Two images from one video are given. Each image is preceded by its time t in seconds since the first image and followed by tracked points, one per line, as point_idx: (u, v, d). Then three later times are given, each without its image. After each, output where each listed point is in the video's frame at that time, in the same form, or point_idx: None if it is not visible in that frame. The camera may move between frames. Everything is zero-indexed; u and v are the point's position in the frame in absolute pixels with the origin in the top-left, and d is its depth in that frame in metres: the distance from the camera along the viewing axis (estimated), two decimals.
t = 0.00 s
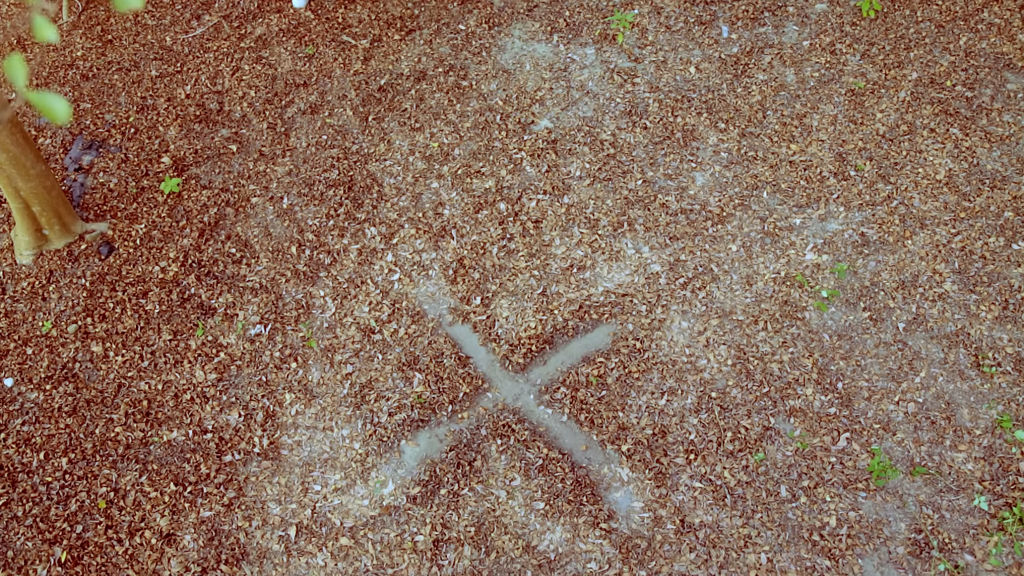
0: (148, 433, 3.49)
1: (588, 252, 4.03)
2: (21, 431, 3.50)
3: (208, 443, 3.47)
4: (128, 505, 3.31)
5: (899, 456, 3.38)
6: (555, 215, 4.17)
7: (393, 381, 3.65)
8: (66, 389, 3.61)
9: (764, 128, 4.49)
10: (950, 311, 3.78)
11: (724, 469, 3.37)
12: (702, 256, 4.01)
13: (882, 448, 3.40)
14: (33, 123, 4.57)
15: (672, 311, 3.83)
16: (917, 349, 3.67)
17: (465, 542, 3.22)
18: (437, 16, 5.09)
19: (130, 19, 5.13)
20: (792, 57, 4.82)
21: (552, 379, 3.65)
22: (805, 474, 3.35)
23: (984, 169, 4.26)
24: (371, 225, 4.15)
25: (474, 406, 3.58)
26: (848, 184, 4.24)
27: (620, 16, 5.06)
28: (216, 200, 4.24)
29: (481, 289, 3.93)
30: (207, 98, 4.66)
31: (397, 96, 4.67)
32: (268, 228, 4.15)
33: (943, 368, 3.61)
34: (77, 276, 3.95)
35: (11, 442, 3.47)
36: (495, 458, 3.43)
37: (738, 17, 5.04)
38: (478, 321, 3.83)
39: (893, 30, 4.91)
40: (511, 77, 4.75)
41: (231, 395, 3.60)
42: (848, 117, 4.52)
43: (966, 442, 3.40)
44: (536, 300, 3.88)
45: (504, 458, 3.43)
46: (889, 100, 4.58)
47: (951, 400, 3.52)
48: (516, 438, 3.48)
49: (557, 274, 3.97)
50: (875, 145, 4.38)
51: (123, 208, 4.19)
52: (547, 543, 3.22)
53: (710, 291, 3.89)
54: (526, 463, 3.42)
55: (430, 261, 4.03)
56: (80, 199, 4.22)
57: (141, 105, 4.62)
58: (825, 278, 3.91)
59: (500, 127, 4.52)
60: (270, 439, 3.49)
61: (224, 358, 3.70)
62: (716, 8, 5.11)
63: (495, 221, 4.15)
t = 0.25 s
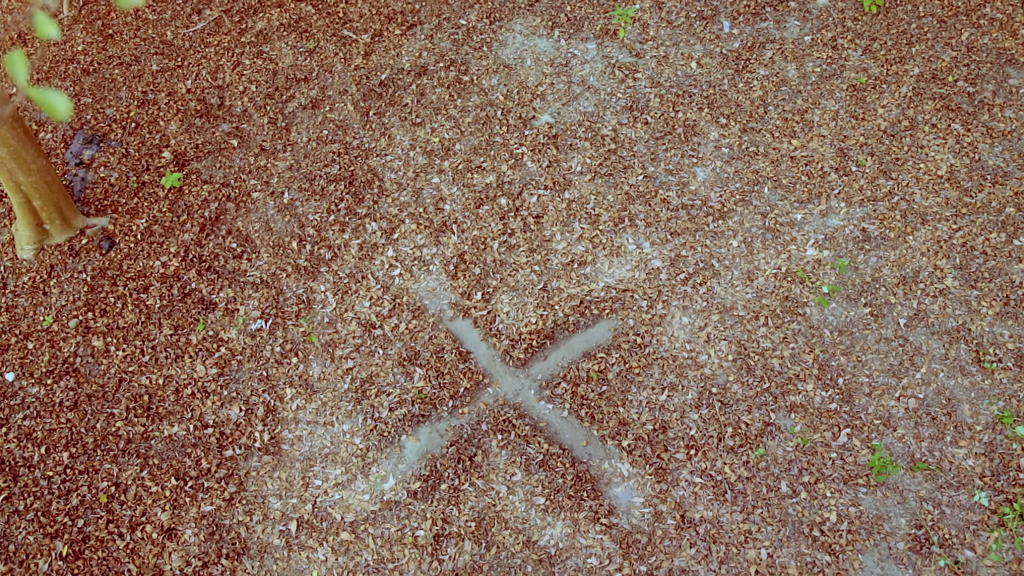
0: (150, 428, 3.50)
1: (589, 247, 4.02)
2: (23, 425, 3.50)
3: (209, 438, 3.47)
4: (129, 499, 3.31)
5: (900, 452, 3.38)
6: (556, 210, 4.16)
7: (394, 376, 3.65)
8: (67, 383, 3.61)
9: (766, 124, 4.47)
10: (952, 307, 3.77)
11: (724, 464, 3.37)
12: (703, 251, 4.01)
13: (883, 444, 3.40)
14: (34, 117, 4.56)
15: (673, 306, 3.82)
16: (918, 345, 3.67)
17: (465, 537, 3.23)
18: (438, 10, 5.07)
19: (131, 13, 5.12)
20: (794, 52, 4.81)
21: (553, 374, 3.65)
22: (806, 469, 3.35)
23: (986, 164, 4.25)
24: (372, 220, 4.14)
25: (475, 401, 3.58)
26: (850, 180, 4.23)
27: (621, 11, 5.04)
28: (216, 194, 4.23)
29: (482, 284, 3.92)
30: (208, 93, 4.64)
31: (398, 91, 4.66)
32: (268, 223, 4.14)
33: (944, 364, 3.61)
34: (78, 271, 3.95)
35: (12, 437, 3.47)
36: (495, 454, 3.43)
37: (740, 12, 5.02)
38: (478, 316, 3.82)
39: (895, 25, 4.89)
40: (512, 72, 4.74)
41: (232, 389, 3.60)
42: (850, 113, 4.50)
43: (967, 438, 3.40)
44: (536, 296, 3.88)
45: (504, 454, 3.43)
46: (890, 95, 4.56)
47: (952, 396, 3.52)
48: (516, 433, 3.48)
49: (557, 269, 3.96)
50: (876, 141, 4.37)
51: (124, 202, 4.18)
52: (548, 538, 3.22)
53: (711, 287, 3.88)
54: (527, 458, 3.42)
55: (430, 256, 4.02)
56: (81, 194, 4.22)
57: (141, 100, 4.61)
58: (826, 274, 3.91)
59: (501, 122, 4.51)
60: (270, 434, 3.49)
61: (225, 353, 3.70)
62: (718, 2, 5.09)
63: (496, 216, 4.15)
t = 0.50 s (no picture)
0: (151, 423, 3.50)
1: (590, 242, 4.02)
2: (24, 420, 3.50)
3: (210, 433, 3.48)
4: (131, 494, 3.32)
5: (900, 447, 3.38)
6: (557, 205, 4.15)
7: (395, 371, 3.65)
8: (68, 378, 3.61)
9: (767, 119, 4.46)
10: (953, 303, 3.77)
11: (725, 459, 3.37)
12: (705, 247, 4.00)
13: (883, 439, 3.40)
14: (35, 113, 4.55)
15: (673, 302, 3.82)
16: (919, 341, 3.66)
17: (466, 532, 3.23)
18: (438, 5, 5.06)
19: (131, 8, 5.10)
20: (796, 47, 4.79)
21: (554, 369, 3.65)
22: (807, 464, 3.35)
23: (987, 160, 4.24)
24: (373, 215, 4.14)
25: (475, 396, 3.59)
26: (851, 175, 4.22)
27: (622, 6, 5.03)
28: (217, 189, 4.23)
29: (483, 280, 3.92)
30: (209, 88, 4.64)
31: (399, 86, 4.65)
32: (269, 218, 4.14)
33: (945, 360, 3.61)
34: (79, 266, 3.95)
35: (13, 432, 3.47)
36: (496, 449, 3.44)
37: (742, 7, 5.00)
38: (479, 311, 3.82)
39: (897, 20, 4.88)
40: (513, 67, 4.73)
41: (233, 384, 3.61)
42: (851, 108, 4.49)
43: (967, 433, 3.41)
44: (537, 291, 3.88)
45: (505, 449, 3.44)
46: (892, 90, 4.55)
47: (952, 392, 3.52)
48: (517, 428, 3.49)
49: (558, 265, 3.96)
50: (878, 136, 4.36)
51: (125, 197, 4.18)
52: (548, 533, 3.22)
53: (712, 283, 3.88)
54: (527, 454, 3.42)
55: (431, 251, 4.02)
56: (82, 189, 4.21)
57: (142, 95, 4.60)
58: (827, 270, 3.90)
59: (502, 117, 4.50)
60: (271, 429, 3.50)
61: (226, 348, 3.71)
62: None
63: (497, 211, 4.14)
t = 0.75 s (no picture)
0: (152, 417, 3.51)
1: (591, 238, 4.02)
2: (26, 414, 3.51)
3: (212, 427, 3.48)
4: (133, 488, 3.33)
5: (902, 443, 3.38)
6: (559, 201, 4.15)
7: (396, 366, 3.65)
8: (70, 373, 3.62)
9: (770, 114, 4.45)
10: (955, 298, 3.76)
11: (726, 455, 3.38)
12: (706, 242, 4.00)
13: (884, 435, 3.40)
14: (36, 107, 4.55)
15: (675, 297, 3.82)
16: (921, 337, 3.66)
17: (467, 526, 3.24)
18: None
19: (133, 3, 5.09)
20: (798, 42, 4.77)
21: (555, 364, 3.65)
22: (807, 460, 3.35)
23: (990, 155, 4.22)
24: (374, 210, 4.14)
25: (477, 391, 3.59)
26: (853, 171, 4.21)
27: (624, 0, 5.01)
28: (219, 184, 4.23)
29: (484, 275, 3.92)
30: (210, 83, 4.63)
31: (401, 80, 4.64)
32: (271, 213, 4.14)
33: (946, 355, 3.60)
34: (81, 260, 3.95)
35: (16, 426, 3.48)
36: (498, 443, 3.44)
37: (744, 2, 4.99)
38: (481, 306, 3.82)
39: (900, 15, 4.86)
40: (514, 62, 4.72)
41: (234, 379, 3.61)
42: (854, 103, 4.48)
43: (969, 429, 3.40)
44: (539, 286, 3.88)
45: (506, 443, 3.44)
46: (895, 86, 4.53)
47: (954, 387, 3.51)
48: (519, 423, 3.49)
49: (560, 260, 3.96)
50: (880, 132, 4.35)
51: (126, 192, 4.18)
52: (549, 527, 3.23)
53: (713, 278, 3.87)
54: (528, 448, 3.43)
55: (433, 246, 4.02)
56: (83, 183, 4.21)
57: (143, 89, 4.59)
58: (829, 265, 3.90)
59: (503, 112, 4.49)
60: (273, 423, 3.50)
61: (228, 343, 3.71)
62: None
63: (499, 206, 4.14)
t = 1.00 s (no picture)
0: (154, 411, 3.51)
1: (593, 232, 4.01)
2: (28, 408, 3.52)
3: (214, 421, 3.49)
4: (135, 482, 3.34)
5: (903, 438, 3.38)
6: (560, 195, 4.14)
7: (397, 360, 3.66)
8: (72, 367, 3.62)
9: (772, 108, 4.44)
10: (957, 293, 3.76)
11: (727, 449, 3.38)
12: (708, 236, 3.99)
13: (885, 430, 3.40)
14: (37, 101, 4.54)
15: (676, 292, 3.81)
16: (923, 331, 3.66)
17: (468, 520, 3.25)
18: None
19: None
20: (801, 36, 4.76)
21: (556, 359, 3.66)
22: (808, 454, 3.36)
23: (993, 150, 4.21)
24: (376, 204, 4.13)
25: (478, 385, 3.59)
26: (855, 165, 4.20)
27: None
28: (220, 178, 4.22)
29: (486, 269, 3.92)
30: (211, 76, 4.62)
31: (402, 74, 4.63)
32: (272, 207, 4.14)
33: (948, 350, 3.60)
34: (82, 254, 3.95)
35: (18, 420, 3.49)
36: (499, 438, 3.45)
37: None
38: (482, 300, 3.82)
39: (903, 9, 4.84)
40: (516, 56, 4.70)
41: (236, 373, 3.62)
42: (857, 97, 4.46)
43: (970, 424, 3.40)
44: (540, 281, 3.87)
45: (508, 437, 3.45)
46: (898, 80, 4.51)
47: (955, 382, 3.51)
48: (520, 417, 3.49)
49: (561, 254, 3.95)
50: (883, 126, 4.33)
51: (128, 186, 4.18)
52: (550, 521, 3.24)
53: (715, 272, 3.87)
54: (530, 443, 3.43)
55: (434, 240, 4.01)
56: (85, 177, 4.21)
57: (145, 83, 4.59)
58: (831, 260, 3.89)
59: (505, 106, 4.48)
60: (275, 417, 3.51)
61: (229, 337, 3.71)
62: None
63: (500, 201, 4.13)
